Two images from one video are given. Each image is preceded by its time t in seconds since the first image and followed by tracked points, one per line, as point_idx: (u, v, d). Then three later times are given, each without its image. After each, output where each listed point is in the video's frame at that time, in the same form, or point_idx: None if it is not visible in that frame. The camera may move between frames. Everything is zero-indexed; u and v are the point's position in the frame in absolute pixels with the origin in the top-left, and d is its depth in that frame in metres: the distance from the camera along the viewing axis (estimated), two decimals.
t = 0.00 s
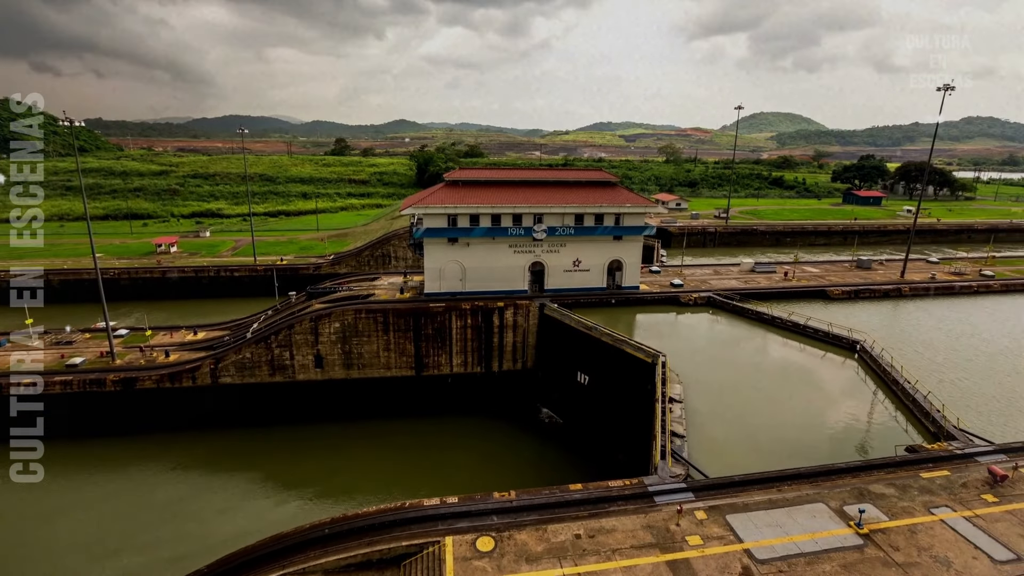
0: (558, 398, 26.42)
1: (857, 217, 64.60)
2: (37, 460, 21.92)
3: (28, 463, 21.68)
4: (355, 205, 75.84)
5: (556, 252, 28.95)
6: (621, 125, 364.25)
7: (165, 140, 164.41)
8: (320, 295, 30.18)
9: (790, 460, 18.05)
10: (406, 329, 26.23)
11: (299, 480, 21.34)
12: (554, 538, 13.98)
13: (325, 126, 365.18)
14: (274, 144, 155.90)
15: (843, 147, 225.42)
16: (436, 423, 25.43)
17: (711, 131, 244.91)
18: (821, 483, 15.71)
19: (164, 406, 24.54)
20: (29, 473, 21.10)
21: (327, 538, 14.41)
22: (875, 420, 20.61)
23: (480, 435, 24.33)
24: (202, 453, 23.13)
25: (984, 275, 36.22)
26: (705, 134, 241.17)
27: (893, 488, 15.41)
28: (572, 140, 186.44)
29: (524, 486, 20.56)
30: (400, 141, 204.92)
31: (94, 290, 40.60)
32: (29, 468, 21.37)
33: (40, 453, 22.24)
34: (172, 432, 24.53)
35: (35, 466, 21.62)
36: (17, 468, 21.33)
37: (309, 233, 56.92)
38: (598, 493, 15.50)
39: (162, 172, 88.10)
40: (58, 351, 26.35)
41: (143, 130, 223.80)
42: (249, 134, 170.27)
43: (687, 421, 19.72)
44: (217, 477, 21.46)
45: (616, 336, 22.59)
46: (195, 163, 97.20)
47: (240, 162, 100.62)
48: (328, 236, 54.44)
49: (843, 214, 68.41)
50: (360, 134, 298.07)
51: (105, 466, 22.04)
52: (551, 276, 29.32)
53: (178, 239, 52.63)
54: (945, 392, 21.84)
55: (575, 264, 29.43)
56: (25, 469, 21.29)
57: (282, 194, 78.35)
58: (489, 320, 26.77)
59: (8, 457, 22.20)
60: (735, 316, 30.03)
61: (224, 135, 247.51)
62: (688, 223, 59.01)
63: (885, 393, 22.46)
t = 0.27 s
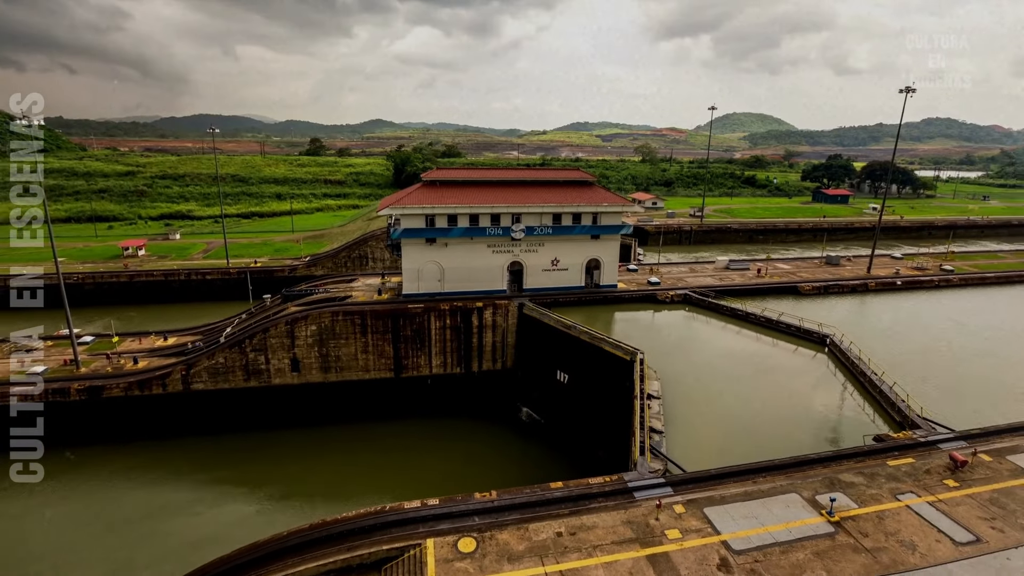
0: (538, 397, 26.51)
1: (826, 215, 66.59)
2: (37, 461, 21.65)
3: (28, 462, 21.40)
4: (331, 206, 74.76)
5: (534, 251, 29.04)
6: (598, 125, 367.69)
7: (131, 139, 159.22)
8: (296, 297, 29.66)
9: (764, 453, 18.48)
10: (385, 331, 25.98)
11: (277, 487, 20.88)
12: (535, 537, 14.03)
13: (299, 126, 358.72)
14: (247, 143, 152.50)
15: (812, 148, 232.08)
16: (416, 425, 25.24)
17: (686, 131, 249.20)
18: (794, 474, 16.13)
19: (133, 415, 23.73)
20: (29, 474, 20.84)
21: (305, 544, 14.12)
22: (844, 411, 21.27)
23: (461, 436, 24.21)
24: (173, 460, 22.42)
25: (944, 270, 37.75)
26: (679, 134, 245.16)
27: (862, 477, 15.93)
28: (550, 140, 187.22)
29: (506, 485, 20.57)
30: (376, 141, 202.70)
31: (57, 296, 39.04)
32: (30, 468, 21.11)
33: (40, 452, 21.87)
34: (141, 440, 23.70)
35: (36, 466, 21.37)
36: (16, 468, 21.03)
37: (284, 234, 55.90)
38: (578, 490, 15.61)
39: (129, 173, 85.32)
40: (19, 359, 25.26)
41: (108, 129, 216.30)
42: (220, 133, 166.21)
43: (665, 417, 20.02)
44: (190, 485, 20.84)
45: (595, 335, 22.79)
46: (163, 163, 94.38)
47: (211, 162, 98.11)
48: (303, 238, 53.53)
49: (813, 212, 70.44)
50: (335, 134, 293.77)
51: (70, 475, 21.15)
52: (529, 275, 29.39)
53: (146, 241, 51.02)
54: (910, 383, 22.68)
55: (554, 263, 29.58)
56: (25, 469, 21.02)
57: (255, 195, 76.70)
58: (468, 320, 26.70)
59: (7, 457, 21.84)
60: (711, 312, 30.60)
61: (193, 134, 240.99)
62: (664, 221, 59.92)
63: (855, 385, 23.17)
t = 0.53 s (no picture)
0: (520, 396, 26.57)
1: (800, 213, 68.20)
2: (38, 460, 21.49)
3: (29, 462, 21.25)
4: (309, 206, 73.71)
5: (516, 251, 29.09)
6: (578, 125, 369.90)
7: (100, 138, 154.53)
8: (274, 300, 29.15)
9: (743, 447, 18.83)
10: (366, 332, 25.71)
11: (256, 493, 20.47)
12: (520, 536, 14.06)
13: (276, 125, 352.55)
14: (222, 143, 149.29)
15: (785, 147, 237.57)
16: (399, 427, 25.07)
17: (663, 132, 252.69)
18: (771, 467, 16.50)
19: (104, 423, 22.97)
20: (29, 474, 20.73)
21: (287, 550, 13.84)
22: (819, 404, 21.82)
23: (446, 438, 24.06)
24: (146, 469, 21.78)
25: (912, 266, 39.04)
26: (658, 134, 248.26)
27: (836, 467, 16.38)
28: (531, 140, 187.57)
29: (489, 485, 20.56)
30: (355, 141, 200.44)
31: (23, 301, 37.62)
32: (30, 468, 20.99)
33: (40, 452, 21.63)
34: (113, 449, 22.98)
35: (37, 466, 21.25)
36: (16, 468, 20.89)
37: (261, 236, 54.88)
38: (562, 488, 15.70)
39: (97, 173, 82.71)
40: None
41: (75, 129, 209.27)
42: (193, 132, 162.08)
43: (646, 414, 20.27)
44: (166, 494, 20.29)
45: (577, 333, 22.94)
46: (134, 163, 91.77)
47: (184, 163, 95.73)
48: (282, 239, 52.66)
49: (787, 210, 72.12)
50: (313, 133, 289.62)
51: (30, 487, 20.15)
52: (511, 275, 29.43)
53: (117, 244, 49.51)
54: (881, 375, 23.40)
55: (535, 263, 29.68)
56: (25, 469, 20.91)
57: (231, 196, 75.13)
58: (450, 321, 26.61)
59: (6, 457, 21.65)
60: (690, 309, 31.06)
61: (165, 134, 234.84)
62: (644, 220, 60.63)
63: (829, 378, 23.79)
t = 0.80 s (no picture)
0: (500, 396, 26.58)
1: (771, 212, 69.95)
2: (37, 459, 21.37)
3: (29, 462, 21.14)
4: (283, 208, 72.32)
5: (494, 251, 29.08)
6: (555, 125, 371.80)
7: (61, 138, 148.75)
8: (247, 303, 28.51)
9: (719, 441, 19.24)
10: (344, 335, 25.37)
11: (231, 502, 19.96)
12: (501, 536, 14.07)
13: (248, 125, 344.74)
14: (192, 142, 145.25)
15: (757, 147, 243.20)
16: (378, 430, 24.79)
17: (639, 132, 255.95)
18: (746, 460, 16.89)
19: (68, 433, 22.08)
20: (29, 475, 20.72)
21: (264, 558, 13.50)
22: (791, 397, 22.43)
23: (428, 440, 23.83)
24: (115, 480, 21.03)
25: (878, 261, 40.43)
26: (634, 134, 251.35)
27: (808, 458, 16.86)
28: (509, 139, 187.63)
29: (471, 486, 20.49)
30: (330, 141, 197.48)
31: None
32: (30, 469, 20.95)
33: (40, 452, 21.47)
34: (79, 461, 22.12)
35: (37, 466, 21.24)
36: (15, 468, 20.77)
37: (234, 238, 53.61)
38: (542, 487, 15.76)
39: (58, 174, 79.53)
40: None
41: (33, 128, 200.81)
42: (161, 130, 157.27)
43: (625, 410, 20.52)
44: (136, 505, 19.61)
45: (556, 332, 23.07)
46: (98, 164, 88.54)
47: (152, 163, 92.80)
48: (255, 241, 51.54)
49: (759, 208, 73.87)
50: (286, 133, 284.24)
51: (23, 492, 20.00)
52: (490, 275, 29.41)
53: (81, 248, 47.67)
54: (850, 368, 24.19)
55: (514, 262, 29.72)
56: (25, 470, 20.87)
57: (202, 197, 73.17)
58: (429, 322, 26.45)
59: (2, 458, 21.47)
60: (667, 307, 31.55)
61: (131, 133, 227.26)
62: (621, 219, 61.33)
63: (800, 372, 24.47)
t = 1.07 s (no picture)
0: (483, 396, 26.52)
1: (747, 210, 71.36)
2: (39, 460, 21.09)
3: (29, 462, 20.80)
4: (260, 209, 70.99)
5: (475, 251, 29.03)
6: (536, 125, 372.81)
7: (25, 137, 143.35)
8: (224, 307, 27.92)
9: (700, 436, 19.52)
10: (324, 337, 25.04)
11: (209, 510, 19.52)
12: (485, 536, 14.07)
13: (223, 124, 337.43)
14: (164, 141, 141.45)
15: (734, 147, 247.68)
16: (360, 433, 24.52)
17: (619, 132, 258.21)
18: (726, 454, 17.20)
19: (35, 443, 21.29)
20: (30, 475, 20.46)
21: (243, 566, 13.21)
22: (769, 392, 22.90)
23: (412, 442, 23.61)
24: (86, 490, 20.36)
25: (850, 258, 41.57)
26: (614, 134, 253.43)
27: (785, 451, 17.25)
28: (490, 139, 187.36)
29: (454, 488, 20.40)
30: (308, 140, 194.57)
31: None
32: (29, 469, 20.64)
33: (40, 452, 21.05)
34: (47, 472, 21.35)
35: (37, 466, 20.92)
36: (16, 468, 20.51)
37: (209, 240, 52.41)
38: (526, 486, 15.79)
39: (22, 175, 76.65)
40: None
41: None
42: (132, 129, 152.88)
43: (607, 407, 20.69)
44: (108, 516, 19.03)
45: (538, 331, 23.14)
46: (64, 164, 85.58)
47: (122, 163, 90.10)
48: (232, 243, 50.48)
49: (736, 207, 75.23)
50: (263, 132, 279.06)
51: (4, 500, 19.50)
52: (471, 275, 29.35)
53: (48, 252, 46.01)
54: (824, 362, 24.82)
55: (495, 262, 29.71)
56: (25, 470, 20.57)
57: (175, 198, 71.36)
58: (410, 323, 26.28)
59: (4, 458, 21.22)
60: (648, 305, 31.91)
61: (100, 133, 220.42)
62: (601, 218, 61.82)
63: (777, 366, 25.02)
